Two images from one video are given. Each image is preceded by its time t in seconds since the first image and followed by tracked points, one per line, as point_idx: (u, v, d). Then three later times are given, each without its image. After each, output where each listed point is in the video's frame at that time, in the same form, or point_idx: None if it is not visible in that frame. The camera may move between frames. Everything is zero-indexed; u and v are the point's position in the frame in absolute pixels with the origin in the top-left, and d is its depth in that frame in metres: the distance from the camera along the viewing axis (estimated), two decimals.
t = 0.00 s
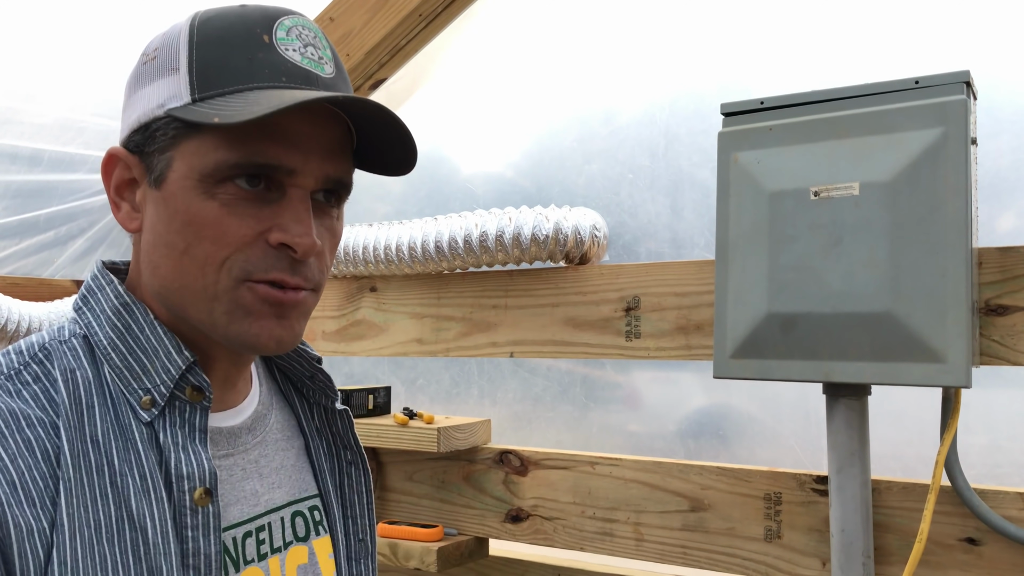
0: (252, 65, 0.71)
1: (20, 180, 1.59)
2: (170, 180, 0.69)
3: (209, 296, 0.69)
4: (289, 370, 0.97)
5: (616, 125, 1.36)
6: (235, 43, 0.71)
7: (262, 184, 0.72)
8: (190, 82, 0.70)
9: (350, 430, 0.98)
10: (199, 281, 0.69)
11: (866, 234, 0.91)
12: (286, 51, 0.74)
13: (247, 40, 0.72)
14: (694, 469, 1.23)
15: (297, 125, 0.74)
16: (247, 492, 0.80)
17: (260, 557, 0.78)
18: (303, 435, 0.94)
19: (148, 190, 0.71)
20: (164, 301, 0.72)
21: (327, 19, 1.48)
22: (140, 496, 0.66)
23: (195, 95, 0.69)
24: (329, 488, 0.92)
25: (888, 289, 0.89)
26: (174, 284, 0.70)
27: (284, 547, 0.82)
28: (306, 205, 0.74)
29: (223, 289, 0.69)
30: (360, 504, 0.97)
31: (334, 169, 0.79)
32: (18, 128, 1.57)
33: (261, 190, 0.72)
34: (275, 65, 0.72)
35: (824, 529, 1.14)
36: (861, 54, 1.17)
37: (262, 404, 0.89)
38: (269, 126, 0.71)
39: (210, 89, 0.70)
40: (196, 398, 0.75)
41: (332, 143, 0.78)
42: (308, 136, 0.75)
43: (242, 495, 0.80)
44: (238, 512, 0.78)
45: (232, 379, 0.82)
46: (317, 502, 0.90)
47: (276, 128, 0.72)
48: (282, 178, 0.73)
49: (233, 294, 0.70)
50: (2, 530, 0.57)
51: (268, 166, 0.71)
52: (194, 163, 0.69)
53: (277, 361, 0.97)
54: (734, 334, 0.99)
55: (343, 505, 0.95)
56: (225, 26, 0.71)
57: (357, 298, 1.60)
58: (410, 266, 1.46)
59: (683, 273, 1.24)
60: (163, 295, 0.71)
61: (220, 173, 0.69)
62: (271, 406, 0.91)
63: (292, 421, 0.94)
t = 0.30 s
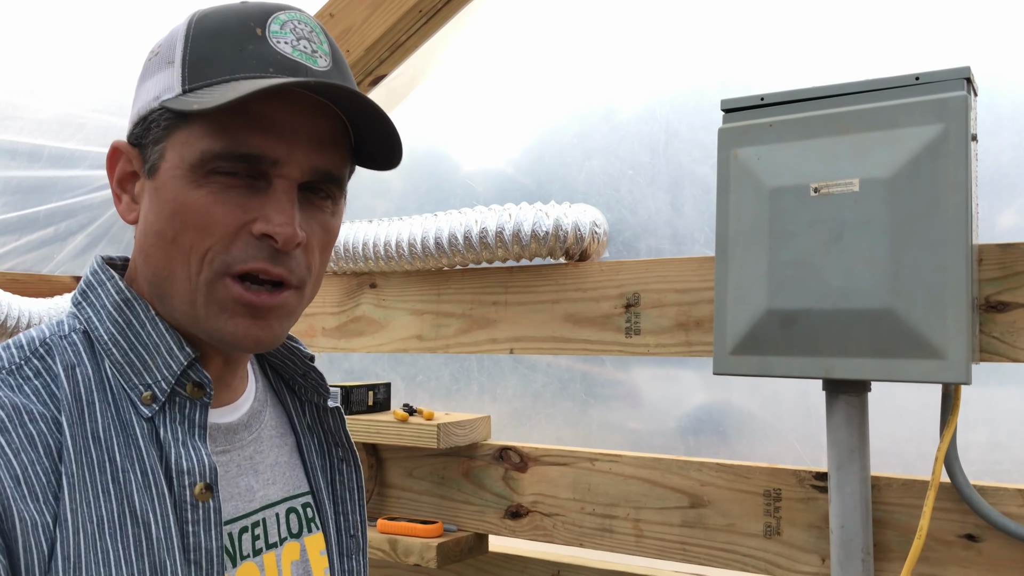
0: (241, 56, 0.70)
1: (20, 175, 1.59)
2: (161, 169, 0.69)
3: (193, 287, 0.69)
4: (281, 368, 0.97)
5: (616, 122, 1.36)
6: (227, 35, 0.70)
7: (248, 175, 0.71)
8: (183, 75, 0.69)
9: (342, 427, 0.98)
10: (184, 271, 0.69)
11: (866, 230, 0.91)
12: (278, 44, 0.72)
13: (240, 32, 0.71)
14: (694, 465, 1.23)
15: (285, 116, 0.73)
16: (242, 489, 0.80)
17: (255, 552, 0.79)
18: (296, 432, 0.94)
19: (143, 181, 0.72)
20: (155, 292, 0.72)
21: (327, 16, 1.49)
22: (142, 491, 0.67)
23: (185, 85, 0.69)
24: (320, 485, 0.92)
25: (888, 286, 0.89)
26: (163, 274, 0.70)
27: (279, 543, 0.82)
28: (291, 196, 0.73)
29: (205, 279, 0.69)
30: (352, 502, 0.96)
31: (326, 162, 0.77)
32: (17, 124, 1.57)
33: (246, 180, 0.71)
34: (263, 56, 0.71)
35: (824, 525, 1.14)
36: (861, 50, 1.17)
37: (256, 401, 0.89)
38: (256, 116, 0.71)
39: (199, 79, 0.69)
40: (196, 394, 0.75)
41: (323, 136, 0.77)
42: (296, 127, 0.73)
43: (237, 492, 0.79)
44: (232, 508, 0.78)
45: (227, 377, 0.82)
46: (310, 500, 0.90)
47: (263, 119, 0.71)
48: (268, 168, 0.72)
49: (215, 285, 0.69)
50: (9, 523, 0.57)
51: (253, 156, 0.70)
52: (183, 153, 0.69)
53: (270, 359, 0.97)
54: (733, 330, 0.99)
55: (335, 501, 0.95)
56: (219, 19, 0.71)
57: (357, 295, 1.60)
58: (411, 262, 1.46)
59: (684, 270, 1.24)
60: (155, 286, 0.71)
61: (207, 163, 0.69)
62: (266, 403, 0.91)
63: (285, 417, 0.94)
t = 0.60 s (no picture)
0: (232, 53, 0.69)
1: (19, 172, 1.58)
2: (155, 166, 0.69)
3: (186, 283, 0.69)
4: (282, 368, 0.97)
5: (617, 118, 1.36)
6: (219, 33, 0.70)
7: (240, 169, 0.71)
8: (176, 73, 0.69)
9: (343, 427, 0.98)
10: (177, 268, 0.69)
11: (866, 226, 0.91)
12: (268, 41, 0.71)
13: (232, 30, 0.70)
14: (694, 461, 1.23)
15: (276, 111, 0.72)
16: (238, 486, 0.80)
17: (250, 549, 0.79)
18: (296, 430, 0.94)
19: (140, 180, 0.72)
20: (152, 289, 0.71)
21: (327, 12, 1.45)
22: (136, 485, 0.67)
23: (178, 83, 0.69)
24: (320, 485, 0.92)
25: (888, 281, 0.89)
26: (157, 270, 0.70)
27: (275, 540, 0.82)
28: (282, 190, 0.73)
29: (197, 274, 0.69)
30: (352, 503, 0.96)
31: (318, 156, 0.76)
32: (17, 120, 1.56)
33: (238, 175, 0.71)
34: (254, 53, 0.70)
35: (824, 521, 1.14)
36: (861, 46, 1.16)
37: (256, 399, 0.89)
38: (245, 111, 0.70)
39: (192, 76, 0.69)
40: (192, 389, 0.74)
41: (315, 130, 0.76)
42: (287, 121, 0.73)
43: (233, 488, 0.79)
44: (228, 505, 0.78)
45: (224, 374, 0.81)
46: (308, 498, 0.90)
47: (253, 113, 0.71)
48: (259, 162, 0.71)
49: (208, 279, 0.69)
50: (0, 512, 0.57)
51: (244, 150, 0.70)
52: (176, 149, 0.69)
53: (271, 359, 0.98)
54: (734, 327, 0.99)
55: (334, 501, 0.94)
56: (211, 18, 0.70)
57: (357, 291, 1.60)
58: (410, 259, 1.46)
59: (684, 266, 1.24)
60: (151, 283, 0.71)
61: (198, 158, 0.69)
62: (266, 401, 0.91)
63: (286, 416, 0.94)
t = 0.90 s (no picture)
0: (219, 51, 0.69)
1: (19, 171, 1.58)
2: (145, 166, 0.69)
3: (178, 282, 0.69)
4: (280, 366, 0.97)
5: (617, 117, 1.36)
6: (206, 31, 0.70)
7: (230, 168, 0.71)
8: (163, 72, 0.69)
9: (340, 425, 0.98)
10: (168, 267, 0.69)
11: (863, 224, 0.91)
12: (257, 37, 0.71)
13: (219, 27, 0.70)
14: (693, 460, 1.23)
15: (266, 109, 0.72)
16: (230, 487, 0.80)
17: (242, 550, 0.79)
18: (293, 429, 0.94)
19: (130, 180, 0.72)
20: (145, 289, 0.71)
21: (325, 10, 1.46)
22: (124, 489, 0.66)
23: (165, 82, 0.68)
24: (317, 483, 0.91)
25: (887, 279, 0.89)
26: (149, 270, 0.70)
27: (269, 541, 0.82)
28: (273, 188, 0.73)
29: (189, 273, 0.69)
30: (350, 501, 0.96)
31: (309, 153, 0.76)
32: (16, 119, 1.56)
33: (228, 174, 0.71)
34: (242, 50, 0.70)
35: (823, 520, 1.14)
36: (861, 45, 1.16)
37: (251, 399, 0.88)
38: (234, 109, 0.70)
39: (179, 75, 0.69)
40: (182, 392, 0.74)
41: (306, 128, 0.76)
42: (276, 118, 0.73)
43: (225, 489, 0.79)
44: (219, 506, 0.78)
45: (217, 375, 0.81)
46: (304, 498, 0.90)
47: (242, 111, 0.70)
48: (249, 160, 0.71)
49: (200, 278, 0.69)
50: None
51: (233, 148, 0.70)
52: (165, 149, 0.69)
53: (268, 357, 0.98)
54: (732, 326, 0.99)
55: (331, 500, 0.95)
56: (198, 16, 0.70)
57: (356, 290, 1.60)
58: (409, 258, 1.46)
59: (683, 265, 1.24)
60: (143, 282, 0.71)
61: (187, 157, 0.69)
62: (260, 401, 0.91)
63: (281, 416, 0.94)
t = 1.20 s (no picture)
0: (213, 47, 0.69)
1: (18, 169, 1.57)
2: (140, 163, 0.69)
3: (174, 279, 0.69)
4: (276, 363, 0.97)
5: (617, 115, 1.35)
6: (200, 26, 0.70)
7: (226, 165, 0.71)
8: (156, 68, 0.68)
9: (336, 423, 0.97)
10: (164, 264, 0.69)
11: (863, 221, 0.91)
12: (250, 33, 0.71)
13: (213, 23, 0.70)
14: (694, 458, 1.23)
15: (262, 105, 0.72)
16: (226, 485, 0.80)
17: (237, 549, 0.78)
18: (289, 427, 0.94)
19: (124, 177, 0.71)
20: (140, 287, 0.71)
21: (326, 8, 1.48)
22: (118, 488, 0.66)
23: (158, 78, 0.68)
24: (314, 481, 0.91)
25: (887, 276, 0.89)
26: (144, 267, 0.69)
27: (264, 539, 0.82)
28: (269, 185, 0.73)
29: (186, 270, 0.68)
30: (346, 499, 0.96)
31: (304, 151, 0.76)
32: (15, 118, 1.56)
33: (224, 171, 0.70)
34: (236, 46, 0.70)
35: (823, 518, 1.14)
36: (860, 43, 1.16)
37: (247, 396, 0.88)
38: (230, 106, 0.70)
39: (172, 71, 0.68)
40: (176, 391, 0.74)
41: (302, 124, 0.76)
42: (272, 115, 0.72)
43: (221, 487, 0.79)
44: (214, 505, 0.78)
45: (213, 373, 0.81)
46: (301, 496, 0.90)
47: (238, 108, 0.70)
48: (245, 157, 0.71)
49: (196, 275, 0.69)
50: None
51: (229, 146, 0.70)
52: (161, 146, 0.69)
53: (265, 354, 0.97)
54: (731, 323, 0.99)
55: (328, 498, 0.95)
56: (190, 11, 0.70)
57: (355, 289, 1.60)
58: (409, 256, 1.45)
59: (683, 263, 1.24)
60: (138, 280, 0.71)
61: (183, 154, 0.69)
62: (257, 399, 0.90)
63: (278, 413, 0.94)
